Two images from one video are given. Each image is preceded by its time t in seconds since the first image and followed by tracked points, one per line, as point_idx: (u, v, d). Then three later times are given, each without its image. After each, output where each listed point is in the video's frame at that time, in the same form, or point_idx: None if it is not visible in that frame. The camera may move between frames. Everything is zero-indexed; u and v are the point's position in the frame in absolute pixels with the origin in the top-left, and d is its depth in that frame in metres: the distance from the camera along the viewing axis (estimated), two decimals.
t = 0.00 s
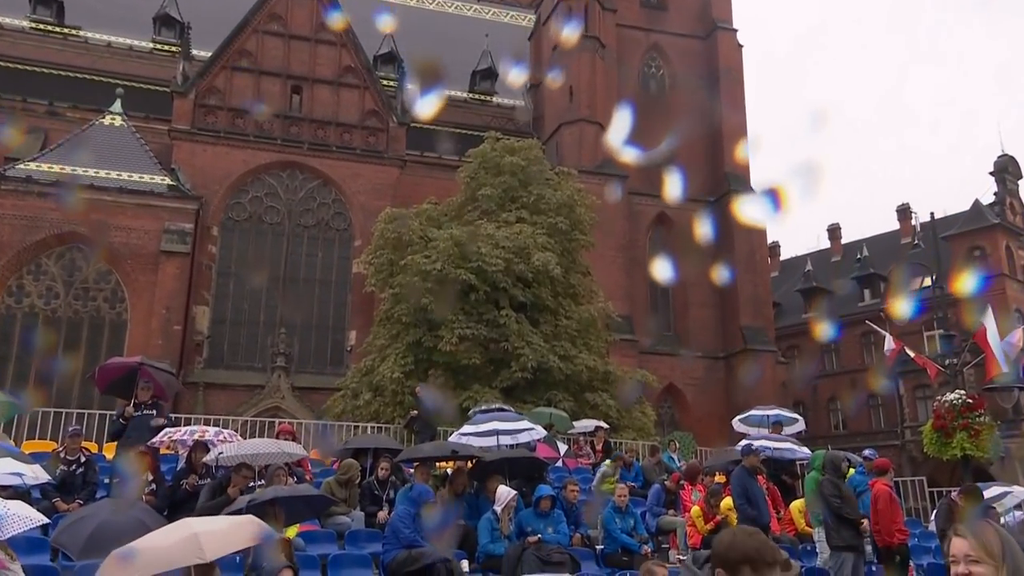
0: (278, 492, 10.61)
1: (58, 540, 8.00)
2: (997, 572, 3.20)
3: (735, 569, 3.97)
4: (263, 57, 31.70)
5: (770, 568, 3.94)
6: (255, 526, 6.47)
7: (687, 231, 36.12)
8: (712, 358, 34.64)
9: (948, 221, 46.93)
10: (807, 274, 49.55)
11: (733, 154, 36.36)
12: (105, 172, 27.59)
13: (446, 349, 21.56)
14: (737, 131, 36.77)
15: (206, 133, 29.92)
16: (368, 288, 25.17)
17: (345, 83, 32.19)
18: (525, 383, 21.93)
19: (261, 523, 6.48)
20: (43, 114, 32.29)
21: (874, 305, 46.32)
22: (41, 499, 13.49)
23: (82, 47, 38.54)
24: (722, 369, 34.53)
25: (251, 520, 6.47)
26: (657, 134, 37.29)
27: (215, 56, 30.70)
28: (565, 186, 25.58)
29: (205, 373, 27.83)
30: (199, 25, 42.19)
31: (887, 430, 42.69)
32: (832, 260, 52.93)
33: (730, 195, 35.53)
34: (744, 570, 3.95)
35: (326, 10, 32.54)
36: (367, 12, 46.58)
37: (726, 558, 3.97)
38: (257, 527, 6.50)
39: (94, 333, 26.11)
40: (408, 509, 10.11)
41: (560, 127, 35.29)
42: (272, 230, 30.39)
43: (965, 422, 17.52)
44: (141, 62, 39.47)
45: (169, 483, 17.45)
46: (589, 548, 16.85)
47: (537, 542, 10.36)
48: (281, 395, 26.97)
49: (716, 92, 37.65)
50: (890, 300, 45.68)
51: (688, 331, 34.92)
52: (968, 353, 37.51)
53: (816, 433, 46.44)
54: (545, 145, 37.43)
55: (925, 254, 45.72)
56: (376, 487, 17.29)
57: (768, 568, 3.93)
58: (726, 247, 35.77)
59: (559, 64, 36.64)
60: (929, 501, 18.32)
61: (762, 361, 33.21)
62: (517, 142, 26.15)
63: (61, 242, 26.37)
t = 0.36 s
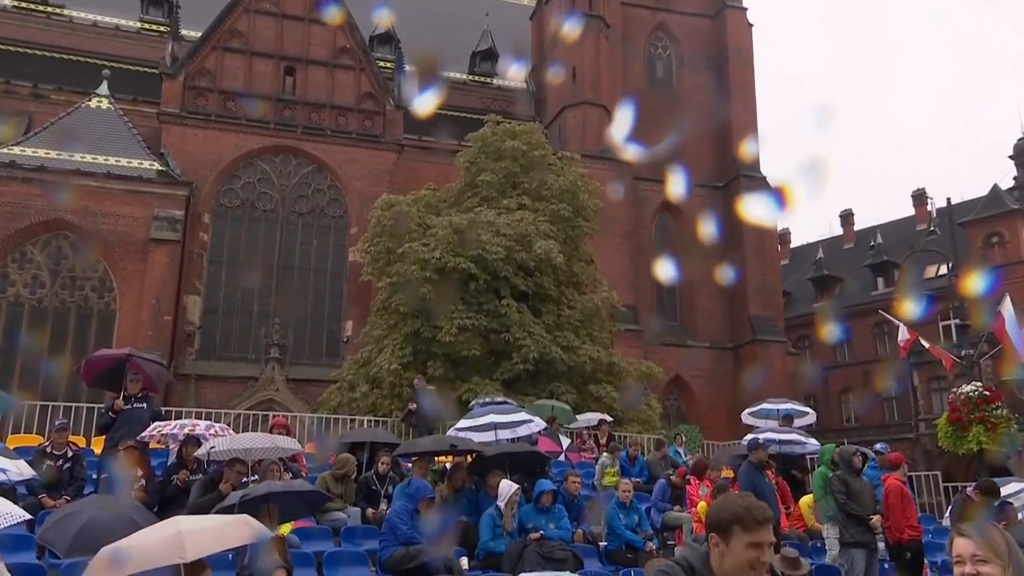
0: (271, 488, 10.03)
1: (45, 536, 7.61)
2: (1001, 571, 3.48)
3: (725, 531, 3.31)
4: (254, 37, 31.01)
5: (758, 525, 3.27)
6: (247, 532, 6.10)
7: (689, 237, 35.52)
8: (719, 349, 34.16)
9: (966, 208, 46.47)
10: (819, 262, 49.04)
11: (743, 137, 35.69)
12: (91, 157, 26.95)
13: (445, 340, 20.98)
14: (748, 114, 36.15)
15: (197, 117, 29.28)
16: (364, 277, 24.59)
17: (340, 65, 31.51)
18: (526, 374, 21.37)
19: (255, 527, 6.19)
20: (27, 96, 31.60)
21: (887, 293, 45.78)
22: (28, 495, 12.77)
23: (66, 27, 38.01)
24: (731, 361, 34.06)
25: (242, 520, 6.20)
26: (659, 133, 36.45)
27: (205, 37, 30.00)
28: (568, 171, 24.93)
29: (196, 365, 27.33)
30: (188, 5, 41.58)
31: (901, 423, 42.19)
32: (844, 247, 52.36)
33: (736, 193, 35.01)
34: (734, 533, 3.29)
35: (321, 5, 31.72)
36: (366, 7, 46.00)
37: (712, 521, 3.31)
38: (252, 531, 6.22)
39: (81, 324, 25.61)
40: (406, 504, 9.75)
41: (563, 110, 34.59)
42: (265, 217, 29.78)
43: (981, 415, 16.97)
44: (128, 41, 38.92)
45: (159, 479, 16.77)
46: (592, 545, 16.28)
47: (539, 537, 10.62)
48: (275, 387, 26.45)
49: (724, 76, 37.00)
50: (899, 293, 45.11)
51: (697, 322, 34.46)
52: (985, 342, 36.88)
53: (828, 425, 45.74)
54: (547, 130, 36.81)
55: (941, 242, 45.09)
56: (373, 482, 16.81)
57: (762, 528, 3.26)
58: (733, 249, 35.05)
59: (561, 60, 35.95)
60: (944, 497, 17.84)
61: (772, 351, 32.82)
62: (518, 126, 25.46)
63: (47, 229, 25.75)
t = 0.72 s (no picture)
0: (265, 481, 9.49)
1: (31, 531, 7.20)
2: None
3: (729, 508, 3.22)
4: (245, 12, 30.26)
5: (759, 500, 3.19)
6: (247, 529, 5.95)
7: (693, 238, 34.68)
8: (728, 336, 33.72)
9: (982, 189, 45.89)
10: (831, 246, 48.58)
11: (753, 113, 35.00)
12: (77, 138, 26.28)
13: (444, 328, 20.44)
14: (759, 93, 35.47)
15: (186, 96, 28.66)
16: (361, 261, 24.03)
17: (335, 42, 30.76)
18: (528, 362, 20.85)
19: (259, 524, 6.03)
20: (10, 74, 30.90)
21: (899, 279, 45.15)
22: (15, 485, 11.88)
23: (50, 3, 37.43)
24: (740, 349, 33.62)
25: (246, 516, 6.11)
26: (660, 130, 35.62)
27: (194, 12, 29.25)
28: (571, 152, 24.31)
29: (188, 353, 26.86)
30: None
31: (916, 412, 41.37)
32: (857, 230, 51.78)
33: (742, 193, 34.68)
34: (739, 509, 3.20)
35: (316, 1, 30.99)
36: None
37: (715, 497, 3.21)
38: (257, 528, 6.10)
39: (68, 310, 25.15)
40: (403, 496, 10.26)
41: (567, 89, 33.97)
42: (257, 200, 29.23)
43: (999, 404, 16.48)
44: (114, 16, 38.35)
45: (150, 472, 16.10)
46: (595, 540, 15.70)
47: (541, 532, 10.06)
48: (269, 375, 26.08)
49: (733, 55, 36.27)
50: (908, 278, 44.58)
51: (704, 309, 34.05)
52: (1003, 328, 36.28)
53: (839, 414, 45.07)
54: (550, 109, 36.14)
55: (958, 224, 44.46)
56: (371, 475, 16.26)
57: (766, 502, 3.19)
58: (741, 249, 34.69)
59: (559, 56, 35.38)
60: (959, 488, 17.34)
61: (781, 337, 32.46)
62: (519, 105, 24.79)
63: (32, 212, 25.14)
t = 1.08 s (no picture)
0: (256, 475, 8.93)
1: (17, 528, 6.96)
2: None
3: (746, 514, 3.25)
4: None
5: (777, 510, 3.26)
6: (236, 525, 6.33)
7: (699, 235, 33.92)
8: (739, 324, 33.29)
9: (1002, 171, 45.27)
10: (844, 231, 48.33)
11: (763, 96, 34.40)
12: (61, 118, 25.68)
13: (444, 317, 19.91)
14: (772, 74, 34.76)
15: (176, 75, 27.97)
16: (358, 247, 23.45)
17: (330, 20, 29.99)
18: (531, 352, 20.34)
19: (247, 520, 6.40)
20: None
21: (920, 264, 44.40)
22: None
23: None
24: (750, 338, 33.19)
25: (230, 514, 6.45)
26: (664, 124, 34.42)
27: None
28: (575, 134, 23.68)
29: (180, 343, 26.51)
30: None
31: (932, 403, 41.19)
32: (873, 214, 51.23)
33: (748, 194, 34.46)
34: (755, 515, 3.25)
35: None
36: None
37: (733, 506, 3.24)
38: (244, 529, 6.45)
39: (55, 298, 24.79)
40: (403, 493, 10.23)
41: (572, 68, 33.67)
42: (250, 183, 28.67)
43: (1019, 396, 15.85)
44: None
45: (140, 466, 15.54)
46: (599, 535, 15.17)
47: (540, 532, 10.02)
48: (263, 365, 25.65)
49: (744, 36, 35.58)
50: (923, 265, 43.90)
51: (713, 295, 33.58)
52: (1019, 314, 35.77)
53: (852, 406, 44.97)
54: (553, 89, 35.51)
55: (978, 208, 43.87)
56: (369, 469, 15.51)
57: (782, 506, 3.25)
58: (748, 249, 34.06)
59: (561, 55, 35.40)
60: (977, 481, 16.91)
61: (793, 326, 32.15)
62: (521, 85, 24.11)
63: (16, 197, 24.70)
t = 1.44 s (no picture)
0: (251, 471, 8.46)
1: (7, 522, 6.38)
2: None
3: (780, 541, 3.26)
4: None
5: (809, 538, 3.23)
6: (224, 520, 6.21)
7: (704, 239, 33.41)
8: (749, 310, 32.83)
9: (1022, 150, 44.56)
10: (860, 212, 47.66)
11: (775, 76, 33.78)
12: (47, 96, 25.57)
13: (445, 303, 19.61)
14: (784, 52, 34.17)
15: (165, 52, 27.54)
16: (355, 230, 23.05)
17: None
18: (534, 339, 20.07)
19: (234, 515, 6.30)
20: None
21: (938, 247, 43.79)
22: None
23: None
24: (764, 324, 32.67)
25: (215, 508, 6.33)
26: (665, 122, 33.28)
27: None
28: (580, 112, 23.19)
29: (171, 329, 26.24)
30: None
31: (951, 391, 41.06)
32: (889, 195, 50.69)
33: (753, 193, 33.81)
34: (790, 542, 3.26)
35: None
36: None
37: (767, 532, 3.24)
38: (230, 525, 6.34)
39: (42, 284, 24.68)
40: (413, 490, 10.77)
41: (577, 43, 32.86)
42: (244, 164, 28.04)
43: None
44: None
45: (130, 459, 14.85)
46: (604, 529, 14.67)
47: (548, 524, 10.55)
48: (258, 353, 25.33)
49: (755, 14, 35.03)
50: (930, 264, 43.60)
51: (722, 283, 33.27)
52: None
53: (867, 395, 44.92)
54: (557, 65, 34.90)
55: (1000, 188, 43.23)
56: (366, 462, 15.02)
57: (817, 532, 3.24)
58: (758, 251, 33.44)
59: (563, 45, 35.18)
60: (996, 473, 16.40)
61: (805, 310, 31.62)
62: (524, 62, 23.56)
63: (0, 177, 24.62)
